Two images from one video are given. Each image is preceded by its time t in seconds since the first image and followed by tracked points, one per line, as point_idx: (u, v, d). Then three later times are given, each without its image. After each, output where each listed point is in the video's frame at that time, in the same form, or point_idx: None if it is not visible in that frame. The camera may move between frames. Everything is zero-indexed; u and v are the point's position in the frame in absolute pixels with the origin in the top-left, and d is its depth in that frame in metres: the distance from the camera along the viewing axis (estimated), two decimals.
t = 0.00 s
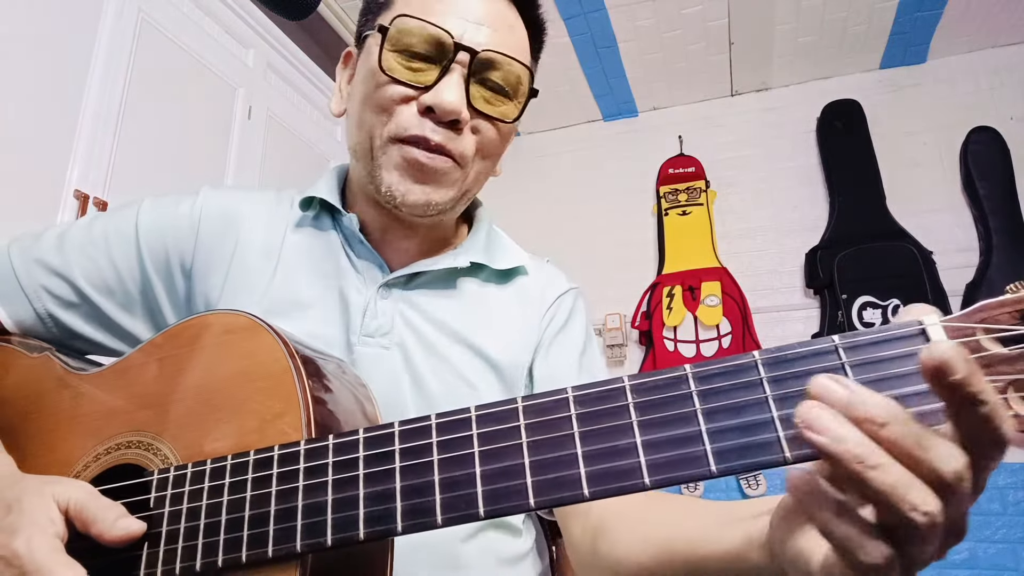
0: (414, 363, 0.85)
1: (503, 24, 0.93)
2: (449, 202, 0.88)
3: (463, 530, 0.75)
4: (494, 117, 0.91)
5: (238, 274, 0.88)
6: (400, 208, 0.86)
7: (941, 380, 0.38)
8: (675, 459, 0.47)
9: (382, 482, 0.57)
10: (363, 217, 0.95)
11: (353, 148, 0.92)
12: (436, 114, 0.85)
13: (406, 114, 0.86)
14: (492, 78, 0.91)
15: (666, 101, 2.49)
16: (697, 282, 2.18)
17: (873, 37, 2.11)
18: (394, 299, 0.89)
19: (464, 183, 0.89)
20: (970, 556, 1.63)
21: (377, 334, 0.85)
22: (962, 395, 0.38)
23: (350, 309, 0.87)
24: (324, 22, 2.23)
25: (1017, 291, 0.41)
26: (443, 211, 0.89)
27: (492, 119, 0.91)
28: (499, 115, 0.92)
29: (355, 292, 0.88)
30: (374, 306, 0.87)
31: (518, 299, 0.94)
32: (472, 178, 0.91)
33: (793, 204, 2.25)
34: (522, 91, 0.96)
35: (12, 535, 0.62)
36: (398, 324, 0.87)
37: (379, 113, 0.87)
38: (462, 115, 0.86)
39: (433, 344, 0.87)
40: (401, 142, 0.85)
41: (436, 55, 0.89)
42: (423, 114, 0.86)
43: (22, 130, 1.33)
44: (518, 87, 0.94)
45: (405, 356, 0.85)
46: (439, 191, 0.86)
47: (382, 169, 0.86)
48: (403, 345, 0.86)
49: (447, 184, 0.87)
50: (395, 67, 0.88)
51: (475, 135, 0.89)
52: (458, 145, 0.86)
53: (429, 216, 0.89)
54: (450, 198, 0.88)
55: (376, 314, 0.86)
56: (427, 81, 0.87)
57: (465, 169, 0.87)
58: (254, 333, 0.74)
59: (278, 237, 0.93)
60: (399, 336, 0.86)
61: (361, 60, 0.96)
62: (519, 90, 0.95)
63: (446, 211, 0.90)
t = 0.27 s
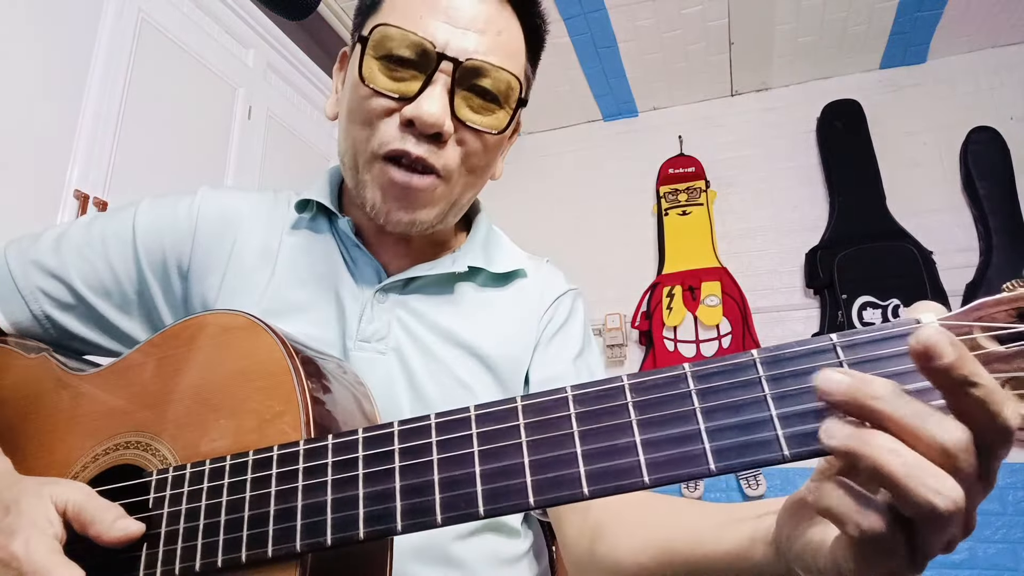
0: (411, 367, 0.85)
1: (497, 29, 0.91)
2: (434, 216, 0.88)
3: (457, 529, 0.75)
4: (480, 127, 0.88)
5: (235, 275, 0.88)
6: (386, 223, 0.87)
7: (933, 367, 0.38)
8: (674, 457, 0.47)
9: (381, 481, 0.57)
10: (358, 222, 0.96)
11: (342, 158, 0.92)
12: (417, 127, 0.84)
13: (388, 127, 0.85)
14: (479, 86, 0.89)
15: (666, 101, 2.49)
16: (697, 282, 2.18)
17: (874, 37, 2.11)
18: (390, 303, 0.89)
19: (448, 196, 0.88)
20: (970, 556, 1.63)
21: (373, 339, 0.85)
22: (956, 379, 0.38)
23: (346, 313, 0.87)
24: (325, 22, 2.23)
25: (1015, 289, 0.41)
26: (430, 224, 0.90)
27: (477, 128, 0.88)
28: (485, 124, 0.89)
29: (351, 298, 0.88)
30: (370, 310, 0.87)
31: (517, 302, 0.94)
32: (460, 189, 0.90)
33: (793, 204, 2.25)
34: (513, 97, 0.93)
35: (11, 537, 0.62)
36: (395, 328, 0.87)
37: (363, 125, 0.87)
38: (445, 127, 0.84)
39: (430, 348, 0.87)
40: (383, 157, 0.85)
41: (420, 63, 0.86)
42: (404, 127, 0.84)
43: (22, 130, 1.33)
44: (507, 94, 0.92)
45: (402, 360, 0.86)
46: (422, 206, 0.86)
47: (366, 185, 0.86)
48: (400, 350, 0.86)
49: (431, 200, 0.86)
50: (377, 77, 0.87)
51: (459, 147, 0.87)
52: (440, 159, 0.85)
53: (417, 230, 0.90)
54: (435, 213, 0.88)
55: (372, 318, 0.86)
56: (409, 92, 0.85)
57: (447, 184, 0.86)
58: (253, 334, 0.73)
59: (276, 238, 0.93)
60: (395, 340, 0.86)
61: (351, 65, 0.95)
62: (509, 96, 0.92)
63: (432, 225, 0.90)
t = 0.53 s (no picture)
0: (410, 370, 0.85)
1: (495, 33, 0.90)
2: (428, 227, 0.89)
3: (455, 531, 0.75)
4: (477, 137, 0.88)
5: (233, 276, 0.88)
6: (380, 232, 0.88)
7: (899, 380, 0.38)
8: (675, 462, 0.47)
9: (380, 484, 0.57)
10: (354, 223, 0.95)
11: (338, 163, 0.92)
12: (413, 138, 0.83)
13: (384, 138, 0.85)
14: (477, 94, 0.88)
15: (666, 101, 2.49)
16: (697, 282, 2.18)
17: (874, 37, 2.11)
18: (389, 305, 0.89)
19: (443, 206, 0.89)
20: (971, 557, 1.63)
21: (372, 341, 0.85)
22: (926, 391, 0.38)
23: (344, 315, 0.87)
24: (324, 22, 2.23)
25: (1018, 293, 0.42)
26: (425, 234, 0.91)
27: (474, 138, 0.88)
28: (483, 134, 0.89)
29: (349, 299, 0.88)
30: (369, 311, 0.87)
31: (517, 302, 0.94)
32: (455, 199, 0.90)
33: (793, 204, 2.25)
34: (512, 105, 0.92)
35: (7, 540, 0.62)
36: (393, 330, 0.87)
37: (359, 135, 0.86)
38: (442, 139, 0.84)
39: (428, 350, 0.87)
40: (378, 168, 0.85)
41: (417, 71, 0.86)
42: (400, 138, 0.84)
43: (22, 130, 1.33)
44: (507, 101, 0.91)
45: (401, 362, 0.86)
46: (416, 217, 0.87)
47: (361, 195, 0.87)
48: (398, 352, 0.86)
49: (426, 211, 0.87)
50: (374, 85, 0.86)
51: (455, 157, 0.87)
52: (436, 170, 0.85)
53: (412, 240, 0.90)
54: (429, 223, 0.89)
55: (371, 320, 0.86)
56: (406, 102, 0.85)
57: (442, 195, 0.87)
58: (251, 334, 0.73)
59: (274, 239, 0.92)
60: (393, 343, 0.86)
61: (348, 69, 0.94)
62: (509, 104, 0.91)
63: (427, 234, 0.90)
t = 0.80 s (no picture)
0: (410, 370, 0.85)
1: (497, 26, 0.90)
2: (431, 218, 0.88)
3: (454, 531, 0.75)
4: (480, 126, 0.88)
5: (232, 276, 0.88)
6: (383, 224, 0.87)
7: (904, 384, 0.38)
8: (677, 463, 0.47)
9: (381, 485, 0.57)
10: (357, 222, 0.95)
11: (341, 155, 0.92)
12: (416, 126, 0.83)
13: (386, 126, 0.84)
14: (480, 83, 0.88)
15: (666, 101, 2.49)
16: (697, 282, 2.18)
17: (874, 37, 2.11)
18: (390, 305, 0.89)
19: (446, 197, 0.88)
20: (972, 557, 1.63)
21: (372, 342, 0.85)
22: (932, 394, 0.38)
23: (344, 316, 0.86)
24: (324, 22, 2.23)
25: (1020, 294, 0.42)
26: (427, 226, 0.89)
27: (478, 127, 0.87)
28: (486, 124, 0.88)
29: (349, 299, 0.88)
30: (370, 311, 0.87)
31: (517, 302, 0.94)
32: (458, 190, 0.90)
33: (793, 204, 2.25)
34: (515, 97, 0.92)
35: (6, 541, 0.62)
36: (393, 331, 0.87)
37: (362, 124, 0.86)
38: (445, 126, 0.84)
39: (429, 351, 0.87)
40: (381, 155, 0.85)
41: (420, 60, 0.85)
42: (403, 125, 0.84)
43: (22, 129, 1.33)
44: (509, 93, 0.91)
45: (401, 363, 0.85)
46: (419, 207, 0.86)
47: (363, 184, 0.86)
48: (398, 353, 0.86)
49: (429, 200, 0.86)
50: (376, 73, 0.86)
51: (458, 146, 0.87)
52: (439, 158, 0.85)
53: (414, 231, 0.89)
54: (432, 214, 0.88)
55: (371, 321, 0.86)
56: (409, 90, 0.84)
57: (446, 184, 0.87)
58: (252, 334, 0.73)
59: (273, 238, 0.92)
60: (394, 344, 0.86)
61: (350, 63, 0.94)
62: (511, 95, 0.91)
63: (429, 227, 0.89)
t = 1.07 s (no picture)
0: (410, 371, 0.85)
1: (501, 33, 0.90)
2: (428, 238, 0.89)
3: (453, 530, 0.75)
4: (478, 149, 0.88)
5: (233, 276, 0.88)
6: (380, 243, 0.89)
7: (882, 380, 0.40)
8: (675, 461, 0.47)
9: (381, 483, 0.57)
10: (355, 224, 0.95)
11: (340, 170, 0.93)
12: (413, 150, 0.84)
13: (384, 149, 0.85)
14: (479, 106, 0.88)
15: (666, 101, 2.49)
16: (697, 282, 2.18)
17: (873, 37, 2.11)
18: (389, 306, 0.89)
19: (443, 217, 0.89)
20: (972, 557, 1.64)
21: (372, 343, 0.85)
22: (909, 391, 0.39)
23: (345, 317, 0.87)
24: (324, 22, 2.23)
25: (1016, 293, 0.42)
26: (425, 243, 0.91)
27: (476, 150, 0.88)
28: (484, 146, 0.89)
29: (348, 300, 0.88)
30: (370, 312, 0.87)
31: (517, 304, 0.94)
32: (455, 211, 0.91)
33: (792, 204, 2.25)
34: (515, 116, 0.92)
35: (7, 540, 0.62)
36: (393, 332, 0.87)
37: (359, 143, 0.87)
38: (442, 151, 0.84)
39: (429, 352, 0.87)
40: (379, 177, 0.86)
41: (419, 82, 0.85)
42: (400, 148, 0.84)
43: (22, 130, 1.33)
44: (509, 114, 0.91)
45: (402, 365, 0.86)
46: (417, 229, 0.87)
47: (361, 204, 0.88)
48: (399, 354, 0.86)
49: (426, 222, 0.87)
50: (374, 95, 0.86)
51: (456, 168, 0.87)
52: (437, 182, 0.86)
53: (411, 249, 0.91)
54: (429, 234, 0.89)
55: (371, 322, 0.87)
56: (407, 112, 0.85)
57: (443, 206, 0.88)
58: (253, 335, 0.73)
59: (273, 239, 0.92)
60: (394, 344, 0.87)
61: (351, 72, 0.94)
62: (511, 116, 0.91)
63: (427, 244, 0.91)
